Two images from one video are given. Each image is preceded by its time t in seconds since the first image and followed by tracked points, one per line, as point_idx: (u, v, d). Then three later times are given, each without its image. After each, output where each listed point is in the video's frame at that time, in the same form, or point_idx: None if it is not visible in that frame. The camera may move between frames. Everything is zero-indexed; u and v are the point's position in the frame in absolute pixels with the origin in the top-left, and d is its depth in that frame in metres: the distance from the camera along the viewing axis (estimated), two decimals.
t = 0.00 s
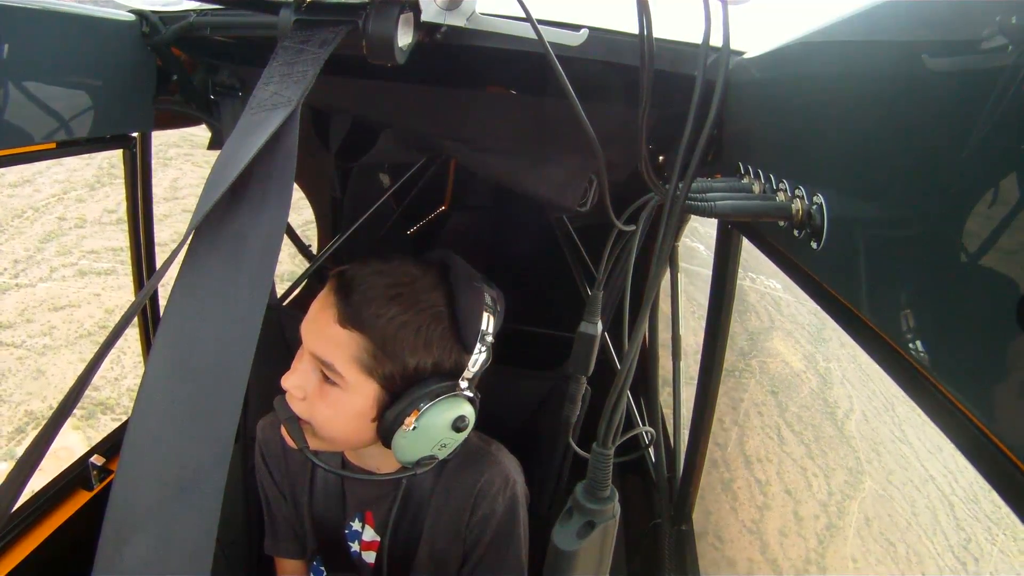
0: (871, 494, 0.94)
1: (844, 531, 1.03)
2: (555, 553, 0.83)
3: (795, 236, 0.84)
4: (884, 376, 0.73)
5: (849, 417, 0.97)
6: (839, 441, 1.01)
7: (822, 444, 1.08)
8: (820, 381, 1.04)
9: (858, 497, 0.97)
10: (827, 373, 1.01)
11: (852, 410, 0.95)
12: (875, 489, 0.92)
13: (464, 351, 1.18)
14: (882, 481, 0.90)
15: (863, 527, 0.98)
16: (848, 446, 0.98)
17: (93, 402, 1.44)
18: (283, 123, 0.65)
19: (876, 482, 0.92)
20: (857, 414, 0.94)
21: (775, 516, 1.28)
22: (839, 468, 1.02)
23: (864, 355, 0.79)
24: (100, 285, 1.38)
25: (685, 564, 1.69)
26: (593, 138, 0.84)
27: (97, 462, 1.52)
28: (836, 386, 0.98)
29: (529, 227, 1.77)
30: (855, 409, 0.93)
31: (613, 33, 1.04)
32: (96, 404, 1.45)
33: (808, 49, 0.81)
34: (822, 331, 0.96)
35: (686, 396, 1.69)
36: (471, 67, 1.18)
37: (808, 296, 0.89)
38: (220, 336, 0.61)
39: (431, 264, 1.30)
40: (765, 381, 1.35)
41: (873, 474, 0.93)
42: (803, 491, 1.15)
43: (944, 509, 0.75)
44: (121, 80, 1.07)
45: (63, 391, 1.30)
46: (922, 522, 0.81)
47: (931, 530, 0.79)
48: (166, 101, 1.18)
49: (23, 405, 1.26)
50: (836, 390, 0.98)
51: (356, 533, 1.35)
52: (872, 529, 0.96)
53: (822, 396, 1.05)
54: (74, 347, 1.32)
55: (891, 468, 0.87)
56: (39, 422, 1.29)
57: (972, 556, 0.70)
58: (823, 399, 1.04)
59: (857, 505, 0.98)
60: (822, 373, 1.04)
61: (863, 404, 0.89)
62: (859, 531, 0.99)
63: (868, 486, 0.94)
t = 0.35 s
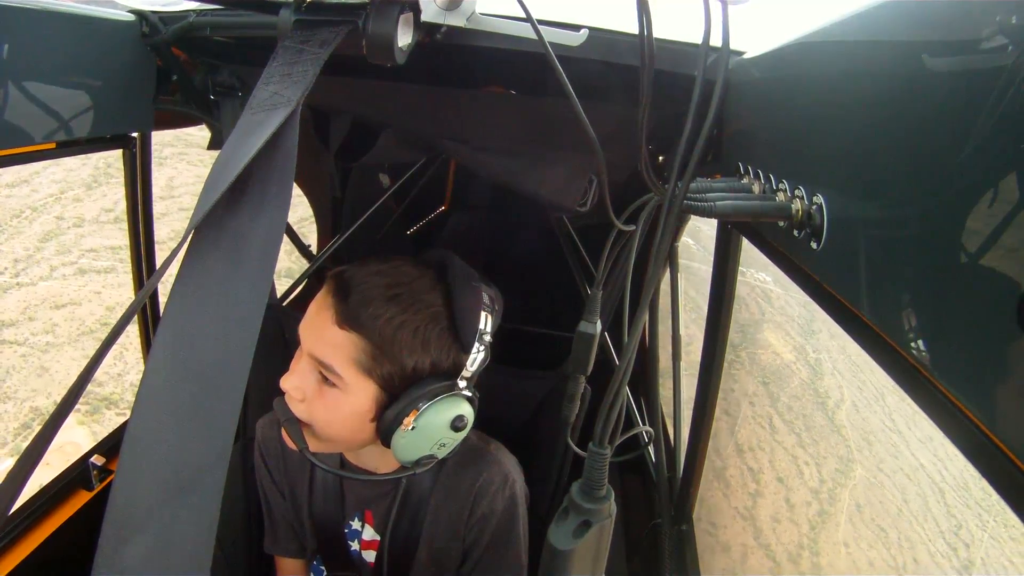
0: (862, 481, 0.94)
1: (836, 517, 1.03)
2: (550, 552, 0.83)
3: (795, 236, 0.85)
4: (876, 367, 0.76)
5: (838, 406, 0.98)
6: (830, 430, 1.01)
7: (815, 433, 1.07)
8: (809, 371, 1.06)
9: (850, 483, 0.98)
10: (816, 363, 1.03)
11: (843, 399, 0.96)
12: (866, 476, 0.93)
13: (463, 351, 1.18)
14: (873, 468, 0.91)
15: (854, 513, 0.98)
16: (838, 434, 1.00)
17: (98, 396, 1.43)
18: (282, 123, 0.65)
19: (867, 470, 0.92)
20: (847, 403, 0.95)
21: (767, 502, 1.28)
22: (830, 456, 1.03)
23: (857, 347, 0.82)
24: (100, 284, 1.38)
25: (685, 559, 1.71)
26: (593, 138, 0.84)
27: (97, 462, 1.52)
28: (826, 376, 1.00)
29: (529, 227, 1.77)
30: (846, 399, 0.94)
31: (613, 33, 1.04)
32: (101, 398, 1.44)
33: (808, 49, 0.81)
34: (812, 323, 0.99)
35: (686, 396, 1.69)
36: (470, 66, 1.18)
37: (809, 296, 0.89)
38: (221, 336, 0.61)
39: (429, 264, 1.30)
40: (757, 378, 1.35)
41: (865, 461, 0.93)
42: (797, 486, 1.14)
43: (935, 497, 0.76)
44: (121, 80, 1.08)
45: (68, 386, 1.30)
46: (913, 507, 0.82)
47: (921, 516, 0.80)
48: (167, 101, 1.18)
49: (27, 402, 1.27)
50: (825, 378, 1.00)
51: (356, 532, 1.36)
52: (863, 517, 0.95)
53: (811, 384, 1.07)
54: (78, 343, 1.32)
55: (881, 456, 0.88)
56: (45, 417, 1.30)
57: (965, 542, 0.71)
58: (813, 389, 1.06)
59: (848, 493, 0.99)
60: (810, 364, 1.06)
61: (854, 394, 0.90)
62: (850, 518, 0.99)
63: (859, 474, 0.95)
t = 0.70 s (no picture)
0: (851, 467, 0.97)
1: (826, 500, 1.05)
2: (554, 553, 0.83)
3: (795, 236, 0.84)
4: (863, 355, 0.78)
5: (827, 395, 1.01)
6: (819, 418, 1.05)
7: (803, 420, 1.12)
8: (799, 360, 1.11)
9: (839, 469, 1.00)
10: (806, 354, 1.08)
11: (831, 388, 0.99)
12: (854, 462, 0.95)
13: (466, 352, 1.17)
14: (862, 455, 0.93)
15: (843, 499, 1.00)
16: (827, 422, 1.03)
17: (102, 389, 1.43)
18: (283, 122, 0.65)
19: (856, 456, 0.95)
20: (835, 391, 0.97)
21: (764, 496, 1.31)
22: (819, 442, 1.06)
23: (843, 335, 0.85)
24: (100, 280, 1.38)
25: (686, 561, 1.69)
26: (593, 138, 0.84)
27: (97, 462, 1.52)
28: (814, 366, 1.05)
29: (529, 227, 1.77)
30: (834, 387, 0.97)
31: (613, 33, 1.04)
32: (104, 393, 1.44)
33: (808, 49, 0.81)
34: (801, 313, 1.03)
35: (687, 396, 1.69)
36: (470, 66, 1.18)
37: (809, 297, 0.88)
38: (220, 335, 0.61)
39: (431, 265, 1.30)
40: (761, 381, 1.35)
41: (853, 449, 0.96)
42: (787, 473, 1.20)
43: (925, 482, 0.76)
44: (121, 81, 1.08)
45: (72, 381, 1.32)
46: (902, 494, 0.82)
47: (910, 501, 0.81)
48: (167, 101, 1.18)
49: (32, 397, 1.28)
50: (813, 369, 1.05)
51: (356, 533, 1.35)
52: (853, 501, 0.97)
53: (802, 375, 1.11)
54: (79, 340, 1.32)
55: (870, 443, 0.89)
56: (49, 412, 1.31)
57: (954, 526, 0.71)
58: (801, 378, 1.11)
59: (837, 478, 1.01)
60: (801, 355, 1.11)
61: (841, 382, 0.93)
62: (840, 503, 1.01)
63: (847, 461, 0.97)
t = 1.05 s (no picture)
0: (840, 455, 1.01)
1: (815, 487, 1.11)
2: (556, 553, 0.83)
3: (795, 236, 0.84)
4: (852, 346, 0.82)
5: (816, 385, 1.06)
6: (809, 408, 1.10)
7: (792, 409, 1.18)
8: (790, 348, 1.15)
9: (827, 457, 1.05)
10: (794, 344, 1.13)
11: (819, 378, 1.04)
12: (842, 450, 1.00)
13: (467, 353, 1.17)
14: (851, 443, 0.98)
15: (831, 484, 1.05)
16: (817, 412, 1.08)
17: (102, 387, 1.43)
18: (282, 122, 0.65)
19: (845, 444, 0.99)
20: (824, 381, 1.03)
21: (767, 496, 1.31)
22: (807, 430, 1.12)
23: (829, 325, 0.89)
24: (100, 276, 1.38)
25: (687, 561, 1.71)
26: (593, 138, 0.84)
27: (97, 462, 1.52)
28: (803, 357, 1.10)
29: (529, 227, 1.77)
30: (823, 378, 1.02)
31: (613, 33, 1.04)
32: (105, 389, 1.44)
33: (808, 49, 0.81)
34: (790, 305, 1.09)
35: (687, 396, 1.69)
36: (470, 67, 1.18)
37: (810, 297, 0.88)
38: (218, 337, 0.60)
39: (432, 266, 1.30)
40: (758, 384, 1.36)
41: (842, 438, 1.00)
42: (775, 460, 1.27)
43: (913, 469, 0.80)
44: (121, 81, 1.08)
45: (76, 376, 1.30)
46: (891, 482, 0.86)
47: (900, 489, 0.84)
48: (167, 100, 1.19)
49: (35, 393, 1.26)
50: (802, 360, 1.11)
51: (356, 533, 1.35)
52: (841, 487, 1.01)
53: (790, 364, 1.18)
54: (83, 333, 1.32)
55: (859, 432, 0.94)
56: (53, 407, 1.28)
57: (943, 513, 0.75)
58: (792, 365, 1.16)
59: (826, 466, 1.06)
60: (789, 345, 1.17)
61: (830, 372, 0.98)
62: (829, 489, 1.06)
63: (836, 449, 1.02)
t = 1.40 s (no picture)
0: (830, 442, 1.04)
1: (804, 473, 1.14)
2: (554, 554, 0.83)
3: (795, 236, 0.84)
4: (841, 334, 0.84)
5: (805, 373, 1.09)
6: (798, 397, 1.13)
7: (782, 399, 1.22)
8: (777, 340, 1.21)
9: (817, 444, 1.08)
10: (783, 336, 1.17)
11: (808, 366, 1.07)
12: (832, 438, 1.02)
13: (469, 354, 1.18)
14: (839, 431, 1.00)
15: (821, 471, 1.08)
16: (805, 402, 1.10)
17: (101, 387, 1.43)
18: (283, 124, 0.65)
19: (834, 432, 1.02)
20: (812, 370, 1.06)
21: (766, 495, 1.31)
22: (797, 419, 1.15)
23: (818, 315, 0.92)
24: (99, 274, 1.40)
25: (685, 560, 1.69)
26: (593, 138, 0.84)
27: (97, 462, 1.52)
28: (790, 347, 1.14)
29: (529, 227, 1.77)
30: (812, 367, 1.05)
31: (613, 32, 1.04)
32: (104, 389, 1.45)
33: (807, 49, 0.81)
34: (778, 296, 1.12)
35: (687, 396, 1.69)
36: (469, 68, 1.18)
37: (810, 297, 0.88)
38: (219, 339, 0.60)
39: (433, 267, 1.31)
40: (751, 377, 1.41)
41: (830, 425, 1.03)
42: (768, 448, 1.31)
43: (901, 455, 0.81)
44: (121, 81, 1.08)
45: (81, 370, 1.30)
46: (879, 470, 0.88)
47: (888, 475, 0.85)
48: (166, 101, 1.19)
49: (39, 387, 1.26)
50: (790, 350, 1.14)
51: (357, 534, 1.35)
52: (831, 473, 1.05)
53: (778, 354, 1.23)
54: (82, 331, 1.32)
55: (847, 419, 0.96)
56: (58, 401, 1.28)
57: (932, 499, 0.75)
58: (779, 356, 1.22)
59: (815, 453, 1.09)
60: (777, 336, 1.22)
61: (819, 360, 1.00)
62: (818, 476, 1.09)
63: (826, 437, 1.04)
